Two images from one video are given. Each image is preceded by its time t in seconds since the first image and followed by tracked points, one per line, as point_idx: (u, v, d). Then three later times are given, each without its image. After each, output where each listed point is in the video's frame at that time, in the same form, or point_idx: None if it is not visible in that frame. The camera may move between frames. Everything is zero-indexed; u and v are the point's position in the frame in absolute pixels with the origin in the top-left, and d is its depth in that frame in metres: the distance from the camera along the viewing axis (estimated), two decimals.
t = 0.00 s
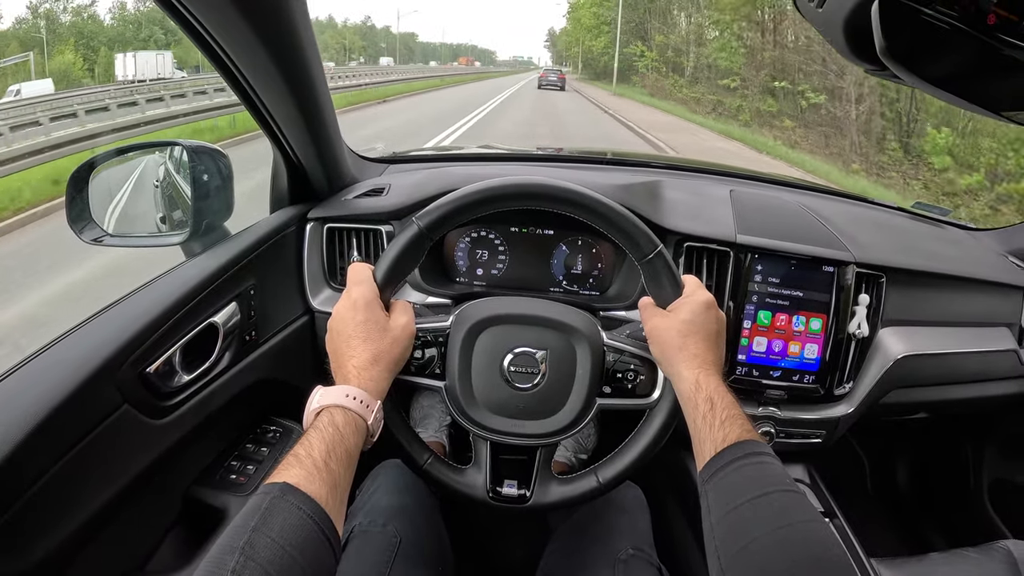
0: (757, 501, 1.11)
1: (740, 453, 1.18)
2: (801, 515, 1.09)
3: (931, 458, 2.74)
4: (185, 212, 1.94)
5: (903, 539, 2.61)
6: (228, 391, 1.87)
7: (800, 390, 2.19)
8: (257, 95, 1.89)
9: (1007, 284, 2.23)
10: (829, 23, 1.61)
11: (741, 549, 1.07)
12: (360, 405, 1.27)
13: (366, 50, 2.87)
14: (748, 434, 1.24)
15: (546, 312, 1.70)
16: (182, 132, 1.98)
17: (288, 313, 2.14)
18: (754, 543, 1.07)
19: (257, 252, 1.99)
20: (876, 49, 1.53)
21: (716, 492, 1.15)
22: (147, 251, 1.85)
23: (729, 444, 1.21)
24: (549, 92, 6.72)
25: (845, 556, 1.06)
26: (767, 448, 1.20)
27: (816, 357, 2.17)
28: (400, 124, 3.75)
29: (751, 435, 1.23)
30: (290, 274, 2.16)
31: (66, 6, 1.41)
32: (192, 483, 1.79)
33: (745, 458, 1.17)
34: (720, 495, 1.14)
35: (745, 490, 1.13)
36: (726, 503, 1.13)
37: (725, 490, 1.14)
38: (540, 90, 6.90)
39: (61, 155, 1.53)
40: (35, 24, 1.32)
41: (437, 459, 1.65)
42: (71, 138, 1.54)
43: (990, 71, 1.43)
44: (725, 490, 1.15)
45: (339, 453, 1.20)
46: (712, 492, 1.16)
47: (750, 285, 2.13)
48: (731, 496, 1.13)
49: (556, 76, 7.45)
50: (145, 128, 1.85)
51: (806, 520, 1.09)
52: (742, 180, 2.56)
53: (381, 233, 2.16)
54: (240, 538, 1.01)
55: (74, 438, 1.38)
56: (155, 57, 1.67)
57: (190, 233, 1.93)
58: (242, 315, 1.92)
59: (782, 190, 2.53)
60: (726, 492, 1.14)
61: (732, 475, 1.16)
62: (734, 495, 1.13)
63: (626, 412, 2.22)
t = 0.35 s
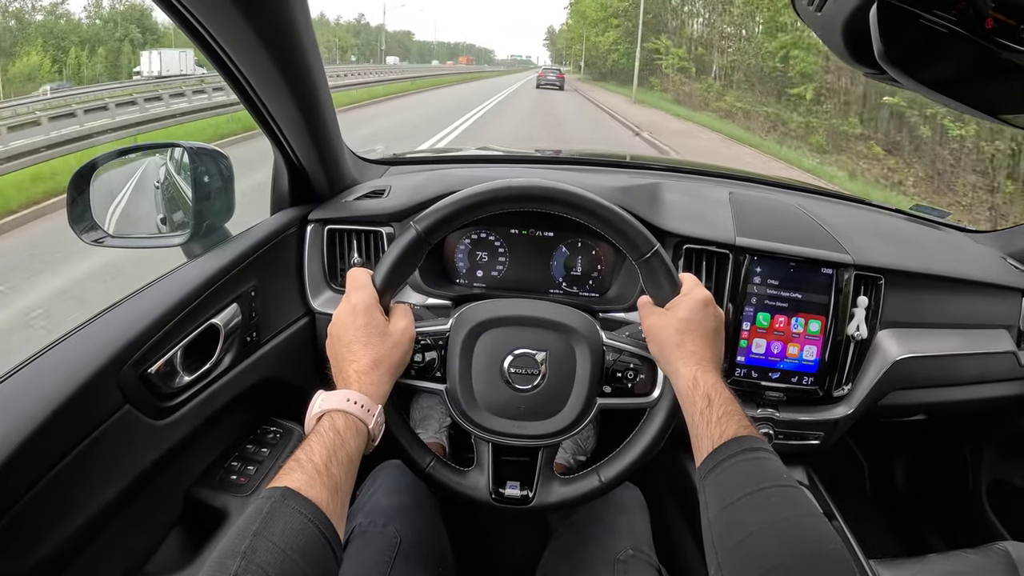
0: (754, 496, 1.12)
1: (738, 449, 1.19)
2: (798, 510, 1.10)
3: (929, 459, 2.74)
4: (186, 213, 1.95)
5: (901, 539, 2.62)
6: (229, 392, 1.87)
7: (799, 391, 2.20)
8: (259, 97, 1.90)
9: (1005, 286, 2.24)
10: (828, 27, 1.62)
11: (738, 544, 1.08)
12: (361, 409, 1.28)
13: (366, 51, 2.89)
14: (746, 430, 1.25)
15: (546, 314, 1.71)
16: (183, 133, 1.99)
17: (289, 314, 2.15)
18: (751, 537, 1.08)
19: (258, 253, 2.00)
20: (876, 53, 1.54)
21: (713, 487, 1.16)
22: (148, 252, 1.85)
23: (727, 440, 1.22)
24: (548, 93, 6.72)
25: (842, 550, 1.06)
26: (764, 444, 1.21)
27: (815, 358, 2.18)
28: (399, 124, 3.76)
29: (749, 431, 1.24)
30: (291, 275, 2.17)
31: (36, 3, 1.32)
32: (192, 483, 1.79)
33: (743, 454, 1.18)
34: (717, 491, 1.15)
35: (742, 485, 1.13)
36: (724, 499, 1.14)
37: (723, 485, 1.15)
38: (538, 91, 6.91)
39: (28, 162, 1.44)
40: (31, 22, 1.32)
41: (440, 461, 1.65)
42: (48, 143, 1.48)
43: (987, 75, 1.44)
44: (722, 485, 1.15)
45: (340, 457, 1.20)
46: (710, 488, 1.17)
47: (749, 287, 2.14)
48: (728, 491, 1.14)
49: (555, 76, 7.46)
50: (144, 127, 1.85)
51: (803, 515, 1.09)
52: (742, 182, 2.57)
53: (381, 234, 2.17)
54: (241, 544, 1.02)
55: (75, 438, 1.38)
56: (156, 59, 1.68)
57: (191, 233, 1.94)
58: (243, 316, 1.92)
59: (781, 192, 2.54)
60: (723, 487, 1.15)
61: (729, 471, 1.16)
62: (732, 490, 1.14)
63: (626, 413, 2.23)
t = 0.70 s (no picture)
0: (762, 497, 1.08)
1: (744, 448, 1.15)
2: (808, 511, 1.06)
3: (933, 461, 2.71)
4: (178, 209, 1.91)
5: (905, 542, 2.58)
6: (220, 391, 1.83)
7: (803, 392, 2.16)
8: (254, 92, 1.86)
9: (1012, 285, 2.20)
10: (837, 18, 1.58)
11: (746, 547, 1.04)
12: (354, 411, 1.24)
13: (362, 46, 2.85)
14: (752, 428, 1.21)
15: (546, 311, 1.67)
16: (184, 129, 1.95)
17: (283, 312, 2.10)
18: (760, 540, 1.04)
19: (250, 249, 1.95)
20: (886, 43, 1.49)
21: (720, 488, 1.12)
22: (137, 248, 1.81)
23: (733, 438, 1.18)
24: (546, 93, 6.70)
25: (856, 553, 1.02)
26: (772, 443, 1.17)
27: (820, 358, 2.14)
28: (396, 122, 3.72)
29: (756, 429, 1.20)
30: (285, 272, 2.12)
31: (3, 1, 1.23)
32: (183, 484, 1.75)
33: (750, 453, 1.14)
34: (724, 492, 1.11)
35: (749, 485, 1.09)
36: (731, 500, 1.10)
37: (730, 486, 1.11)
38: (536, 91, 6.88)
39: (4, 169, 1.31)
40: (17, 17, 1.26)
41: (437, 463, 1.60)
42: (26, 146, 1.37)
43: (1001, 67, 1.41)
44: (729, 486, 1.11)
45: (331, 461, 1.16)
46: (716, 489, 1.13)
47: (753, 286, 2.10)
48: (735, 492, 1.10)
49: (553, 76, 7.43)
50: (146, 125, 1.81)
51: (813, 516, 1.05)
52: (744, 180, 2.53)
53: (378, 230, 2.13)
54: (228, 551, 0.98)
55: (59, 438, 1.33)
56: (147, 50, 1.64)
57: (183, 229, 1.90)
58: (235, 313, 1.88)
59: (783, 189, 2.50)
60: (730, 488, 1.11)
61: (736, 471, 1.12)
62: (739, 491, 1.10)
63: (626, 414, 2.19)
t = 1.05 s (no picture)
0: (758, 498, 1.07)
1: (740, 448, 1.14)
2: (805, 512, 1.05)
3: (932, 461, 2.69)
4: (173, 208, 1.89)
5: (903, 542, 2.58)
6: (214, 391, 1.82)
7: (800, 391, 2.15)
8: (249, 93, 1.85)
9: (1011, 285, 2.19)
10: (834, 15, 1.57)
11: (741, 548, 1.03)
12: (347, 411, 1.23)
13: (356, 45, 2.84)
14: (748, 428, 1.20)
15: (541, 311, 1.67)
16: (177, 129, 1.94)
17: (277, 311, 2.10)
18: (755, 541, 1.03)
19: (244, 249, 1.94)
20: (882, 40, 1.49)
21: (715, 490, 1.11)
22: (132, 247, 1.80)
23: (729, 439, 1.17)
24: (544, 92, 6.69)
25: (852, 555, 1.01)
26: (768, 443, 1.16)
27: (817, 357, 2.13)
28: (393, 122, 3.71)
29: (751, 429, 1.19)
30: (280, 271, 2.12)
31: None
32: (177, 485, 1.74)
33: (745, 454, 1.13)
34: (718, 494, 1.10)
35: (744, 487, 1.09)
36: (726, 501, 1.09)
37: (724, 488, 1.10)
38: (534, 91, 6.87)
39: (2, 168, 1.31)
40: None
41: (432, 464, 1.59)
42: (14, 149, 1.34)
43: (999, 64, 1.41)
44: (725, 487, 1.10)
45: (323, 461, 1.15)
46: (712, 490, 1.12)
47: (749, 285, 2.09)
48: (730, 493, 1.09)
49: (552, 75, 7.43)
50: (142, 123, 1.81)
51: (810, 517, 1.05)
52: (741, 178, 2.52)
53: (373, 229, 2.12)
54: (219, 552, 0.97)
55: (51, 439, 1.33)
56: (142, 48, 1.63)
57: (177, 229, 1.89)
58: (229, 313, 1.87)
59: (780, 188, 2.49)
60: (724, 490, 1.10)
61: (730, 472, 1.11)
62: (734, 492, 1.09)
63: (623, 414, 2.18)
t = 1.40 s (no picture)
0: (755, 498, 1.08)
1: (737, 449, 1.15)
2: (801, 512, 1.06)
3: (928, 460, 2.71)
4: (172, 209, 1.91)
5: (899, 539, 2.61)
6: (215, 391, 1.83)
7: (797, 391, 2.17)
8: (251, 97, 1.87)
9: (1006, 285, 2.21)
10: (831, 19, 1.58)
11: (738, 548, 1.04)
12: (349, 412, 1.24)
13: (355, 46, 2.85)
14: (745, 428, 1.21)
15: (540, 312, 1.68)
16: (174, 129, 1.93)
17: (278, 312, 2.11)
18: (752, 541, 1.04)
19: (245, 250, 1.95)
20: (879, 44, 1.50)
21: (713, 491, 1.13)
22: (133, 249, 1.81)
23: (726, 439, 1.18)
24: (542, 92, 6.70)
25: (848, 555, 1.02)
26: (765, 443, 1.17)
27: (814, 357, 2.15)
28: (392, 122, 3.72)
29: (748, 430, 1.20)
30: (280, 272, 2.12)
31: None
32: (178, 485, 1.75)
33: (743, 454, 1.14)
34: (716, 494, 1.12)
35: (741, 487, 1.10)
36: (724, 501, 1.10)
37: (722, 488, 1.12)
38: (532, 90, 6.88)
39: None
40: None
41: (432, 464, 1.61)
42: (14, 149, 1.34)
43: (994, 68, 1.42)
44: (722, 488, 1.12)
45: (326, 461, 1.16)
46: (709, 490, 1.13)
47: (747, 285, 2.11)
48: (728, 493, 1.11)
49: (549, 75, 7.44)
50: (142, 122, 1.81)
51: (807, 516, 1.06)
52: (739, 179, 2.53)
53: (373, 230, 2.13)
54: (224, 551, 0.97)
55: (54, 441, 1.33)
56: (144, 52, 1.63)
57: (178, 230, 1.90)
58: (230, 314, 1.88)
59: (778, 189, 2.51)
60: (722, 490, 1.12)
61: (728, 472, 1.13)
62: (731, 492, 1.10)
63: (621, 414, 2.20)
